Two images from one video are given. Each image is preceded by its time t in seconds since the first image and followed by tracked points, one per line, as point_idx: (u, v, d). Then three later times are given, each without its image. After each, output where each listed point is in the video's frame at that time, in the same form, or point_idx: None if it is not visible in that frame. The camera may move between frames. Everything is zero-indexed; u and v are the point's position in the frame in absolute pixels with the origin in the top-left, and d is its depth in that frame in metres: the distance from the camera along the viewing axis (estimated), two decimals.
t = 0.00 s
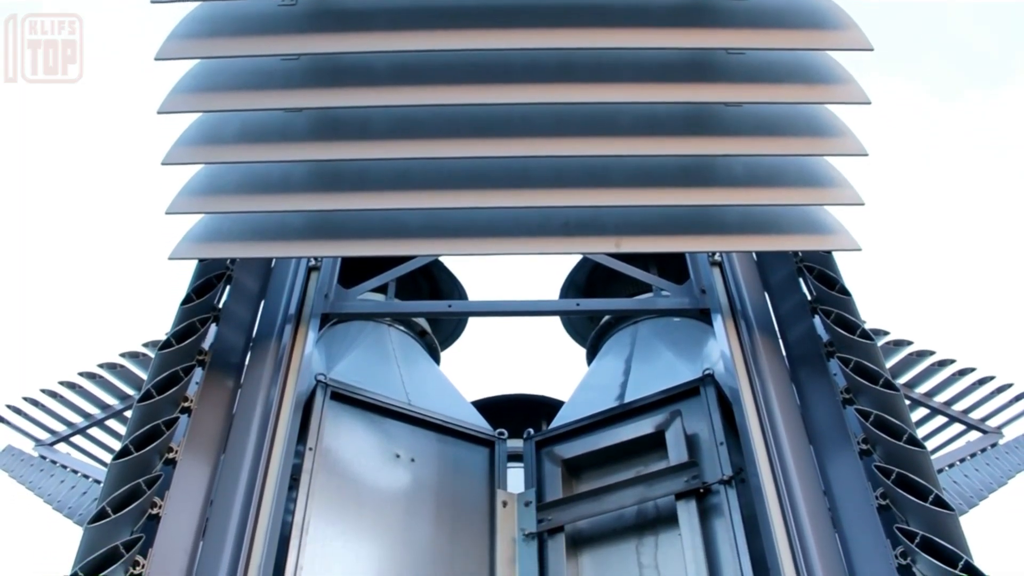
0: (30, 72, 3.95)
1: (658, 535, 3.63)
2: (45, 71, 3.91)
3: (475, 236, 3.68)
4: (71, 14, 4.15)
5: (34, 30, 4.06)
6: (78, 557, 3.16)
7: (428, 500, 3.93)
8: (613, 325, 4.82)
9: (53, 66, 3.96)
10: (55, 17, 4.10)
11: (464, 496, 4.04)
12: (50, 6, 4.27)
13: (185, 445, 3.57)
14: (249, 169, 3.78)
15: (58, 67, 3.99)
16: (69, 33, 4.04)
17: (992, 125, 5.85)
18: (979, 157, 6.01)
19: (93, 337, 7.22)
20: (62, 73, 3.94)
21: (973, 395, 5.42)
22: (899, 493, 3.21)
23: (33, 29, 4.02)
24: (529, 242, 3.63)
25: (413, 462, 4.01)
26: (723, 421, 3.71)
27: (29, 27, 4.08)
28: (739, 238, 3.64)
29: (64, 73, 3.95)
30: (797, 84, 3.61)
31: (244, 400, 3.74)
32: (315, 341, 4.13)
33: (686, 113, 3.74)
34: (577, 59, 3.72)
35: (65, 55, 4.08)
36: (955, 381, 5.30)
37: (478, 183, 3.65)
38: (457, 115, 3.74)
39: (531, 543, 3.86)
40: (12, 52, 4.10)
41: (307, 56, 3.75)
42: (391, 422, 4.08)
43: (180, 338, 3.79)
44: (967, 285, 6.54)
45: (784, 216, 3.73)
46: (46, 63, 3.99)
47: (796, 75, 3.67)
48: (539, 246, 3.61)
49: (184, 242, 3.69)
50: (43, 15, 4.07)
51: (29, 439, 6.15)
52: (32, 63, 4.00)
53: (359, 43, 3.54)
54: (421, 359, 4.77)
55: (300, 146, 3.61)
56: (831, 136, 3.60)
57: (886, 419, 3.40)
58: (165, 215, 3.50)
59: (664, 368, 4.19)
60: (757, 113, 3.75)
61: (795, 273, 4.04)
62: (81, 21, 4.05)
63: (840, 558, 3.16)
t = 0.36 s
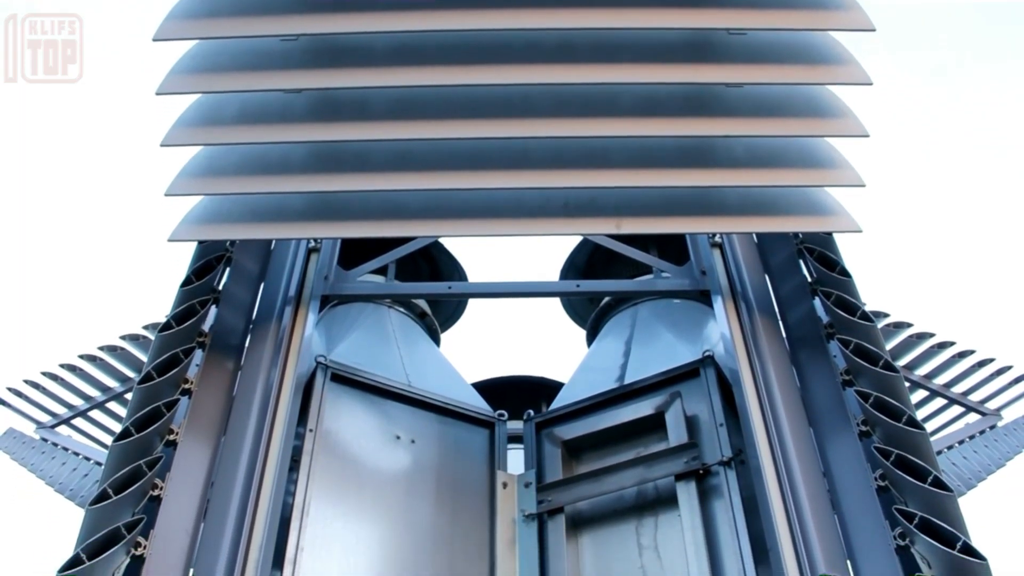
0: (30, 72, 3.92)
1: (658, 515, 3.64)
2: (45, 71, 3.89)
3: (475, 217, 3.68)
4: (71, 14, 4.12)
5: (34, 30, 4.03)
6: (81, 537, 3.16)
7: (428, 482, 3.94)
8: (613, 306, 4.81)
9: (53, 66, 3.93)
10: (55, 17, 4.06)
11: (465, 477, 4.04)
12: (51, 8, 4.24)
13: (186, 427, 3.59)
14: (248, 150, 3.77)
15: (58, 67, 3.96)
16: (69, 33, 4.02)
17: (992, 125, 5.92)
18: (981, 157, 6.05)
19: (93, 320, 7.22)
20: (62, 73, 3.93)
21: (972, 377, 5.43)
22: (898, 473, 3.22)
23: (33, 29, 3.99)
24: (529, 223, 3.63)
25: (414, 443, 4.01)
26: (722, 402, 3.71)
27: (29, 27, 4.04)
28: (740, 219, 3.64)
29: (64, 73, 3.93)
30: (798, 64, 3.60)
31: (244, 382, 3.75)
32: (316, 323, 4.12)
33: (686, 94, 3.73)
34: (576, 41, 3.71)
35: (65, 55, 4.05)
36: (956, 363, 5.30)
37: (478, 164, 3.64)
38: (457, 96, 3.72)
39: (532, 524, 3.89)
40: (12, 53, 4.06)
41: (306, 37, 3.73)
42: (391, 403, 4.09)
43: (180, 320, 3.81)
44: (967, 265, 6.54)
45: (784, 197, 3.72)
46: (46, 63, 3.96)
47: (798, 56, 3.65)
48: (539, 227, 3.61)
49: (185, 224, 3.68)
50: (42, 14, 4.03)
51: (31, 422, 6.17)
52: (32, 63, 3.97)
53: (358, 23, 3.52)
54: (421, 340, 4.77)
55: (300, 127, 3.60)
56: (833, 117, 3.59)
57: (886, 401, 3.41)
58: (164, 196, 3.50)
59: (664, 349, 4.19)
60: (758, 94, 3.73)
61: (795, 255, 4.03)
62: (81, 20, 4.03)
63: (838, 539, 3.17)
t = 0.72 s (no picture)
0: (30, 73, 3.89)
1: (658, 495, 3.65)
2: (45, 72, 3.85)
3: (475, 197, 3.67)
4: (71, 14, 4.10)
5: (33, 30, 3.99)
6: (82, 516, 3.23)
7: (428, 462, 3.95)
8: (614, 287, 4.81)
9: (53, 66, 3.88)
10: (55, 18, 4.03)
11: (465, 457, 4.06)
12: (51, 9, 4.21)
13: (186, 408, 3.60)
14: (246, 131, 3.75)
15: (58, 67, 3.93)
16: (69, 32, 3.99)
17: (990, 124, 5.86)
18: (980, 157, 5.98)
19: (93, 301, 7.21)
20: (62, 73, 3.89)
21: (972, 358, 5.43)
22: (897, 453, 3.26)
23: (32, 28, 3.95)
24: (529, 203, 3.62)
25: (414, 423, 4.02)
26: (722, 382, 3.71)
27: (29, 27, 4.00)
28: (741, 199, 3.62)
29: (64, 73, 3.89)
30: (801, 44, 3.57)
31: (245, 362, 3.75)
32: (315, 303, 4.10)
33: (688, 73, 3.71)
34: (577, 19, 3.68)
35: (65, 56, 4.03)
36: (956, 343, 5.29)
37: (478, 144, 3.63)
38: (457, 76, 3.70)
39: (532, 503, 3.91)
40: (11, 52, 4.00)
41: (305, 16, 3.70)
42: (392, 383, 4.08)
43: (181, 300, 3.82)
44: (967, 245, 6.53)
45: (785, 177, 3.71)
46: (46, 63, 3.93)
47: (801, 35, 3.62)
48: (539, 206, 3.60)
49: (184, 205, 3.67)
50: (42, 14, 3.99)
51: (32, 403, 6.19)
52: (31, 64, 3.93)
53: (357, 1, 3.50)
54: (421, 320, 4.77)
55: (299, 107, 3.58)
56: (835, 96, 3.57)
57: (886, 381, 3.43)
58: (164, 176, 3.49)
59: (664, 330, 4.19)
60: (759, 74, 3.71)
61: (795, 236, 4.03)
62: (81, 20, 4.01)
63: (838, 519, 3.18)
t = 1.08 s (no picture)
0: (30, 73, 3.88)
1: (657, 474, 3.67)
2: (44, 71, 3.85)
3: (474, 176, 3.66)
4: (71, 14, 4.07)
5: (34, 30, 3.99)
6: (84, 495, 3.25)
7: (429, 441, 3.95)
8: (614, 266, 4.80)
9: (53, 66, 3.91)
10: (55, 18, 4.02)
11: (465, 436, 4.07)
12: (50, 7, 4.19)
13: (189, 387, 3.62)
14: (245, 109, 3.74)
15: (57, 67, 3.92)
16: (69, 33, 3.96)
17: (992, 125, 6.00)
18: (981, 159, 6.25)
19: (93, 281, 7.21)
20: (62, 72, 3.88)
21: (972, 338, 5.43)
22: (896, 432, 3.27)
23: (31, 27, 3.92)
24: (529, 182, 3.61)
25: (414, 402, 4.02)
26: (722, 361, 3.71)
27: (29, 27, 3.99)
28: (741, 178, 3.61)
29: (64, 73, 3.88)
30: (803, 21, 3.55)
31: (245, 342, 3.74)
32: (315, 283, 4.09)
33: (689, 51, 3.68)
34: None
35: (65, 55, 3.99)
36: (958, 323, 5.26)
37: (478, 122, 3.61)
38: (458, 54, 3.68)
39: (532, 482, 3.93)
40: (11, 52, 4.00)
41: None
42: (393, 362, 4.08)
43: (181, 280, 3.84)
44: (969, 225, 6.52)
45: (786, 156, 3.69)
46: (46, 64, 3.92)
47: (803, 12, 3.60)
48: (539, 185, 3.59)
49: (183, 184, 3.67)
50: (42, 14, 3.98)
51: (33, 383, 6.20)
52: (31, 63, 3.92)
53: None
54: (421, 299, 4.76)
55: (298, 85, 3.56)
56: (837, 74, 3.55)
57: (886, 359, 3.43)
58: (163, 155, 3.48)
59: (664, 309, 4.19)
60: (761, 51, 3.69)
61: (796, 215, 4.02)
62: (81, 21, 3.98)
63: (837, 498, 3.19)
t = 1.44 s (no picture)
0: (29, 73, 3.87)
1: (657, 450, 3.68)
2: (44, 72, 3.83)
3: (474, 152, 3.64)
4: (71, 14, 4.05)
5: (34, 30, 3.97)
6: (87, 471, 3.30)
7: (429, 417, 3.96)
8: (613, 243, 4.79)
9: (53, 66, 3.90)
10: (55, 18, 4.00)
11: (465, 412, 4.07)
12: (50, 6, 4.15)
13: (189, 364, 3.62)
14: (244, 85, 3.71)
15: (57, 68, 3.90)
16: (69, 33, 3.93)
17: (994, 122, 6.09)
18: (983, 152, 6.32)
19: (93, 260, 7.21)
20: (62, 73, 3.87)
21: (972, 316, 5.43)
22: (896, 409, 3.26)
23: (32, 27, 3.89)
24: (529, 158, 3.60)
25: (415, 378, 4.03)
26: (722, 338, 3.70)
27: (29, 27, 3.97)
28: (742, 154, 3.60)
29: (64, 73, 3.86)
30: None
31: (245, 319, 3.74)
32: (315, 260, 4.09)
33: (691, 26, 3.65)
34: None
35: (65, 55, 3.97)
36: (958, 300, 5.26)
37: (479, 98, 3.59)
38: (458, 29, 3.65)
39: (532, 458, 3.94)
40: (11, 52, 3.97)
41: None
42: (393, 339, 4.09)
43: (180, 257, 3.85)
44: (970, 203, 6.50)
45: (788, 132, 3.68)
46: (46, 64, 3.91)
47: None
48: (539, 161, 3.58)
49: (182, 160, 3.66)
50: (42, 14, 3.96)
51: (34, 361, 6.21)
52: (31, 63, 3.90)
53: None
54: (422, 276, 4.76)
55: (297, 61, 3.53)
56: (839, 50, 3.53)
57: (885, 336, 3.43)
58: (161, 131, 3.46)
59: (663, 285, 4.18)
60: (764, 26, 3.66)
61: (797, 192, 4.01)
62: (81, 21, 3.95)
63: (836, 475, 3.20)
